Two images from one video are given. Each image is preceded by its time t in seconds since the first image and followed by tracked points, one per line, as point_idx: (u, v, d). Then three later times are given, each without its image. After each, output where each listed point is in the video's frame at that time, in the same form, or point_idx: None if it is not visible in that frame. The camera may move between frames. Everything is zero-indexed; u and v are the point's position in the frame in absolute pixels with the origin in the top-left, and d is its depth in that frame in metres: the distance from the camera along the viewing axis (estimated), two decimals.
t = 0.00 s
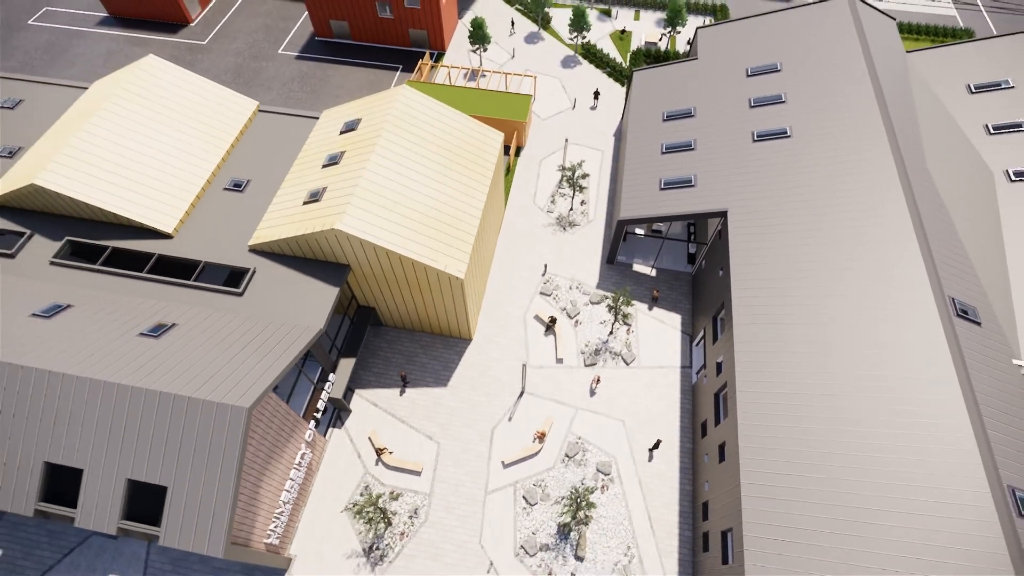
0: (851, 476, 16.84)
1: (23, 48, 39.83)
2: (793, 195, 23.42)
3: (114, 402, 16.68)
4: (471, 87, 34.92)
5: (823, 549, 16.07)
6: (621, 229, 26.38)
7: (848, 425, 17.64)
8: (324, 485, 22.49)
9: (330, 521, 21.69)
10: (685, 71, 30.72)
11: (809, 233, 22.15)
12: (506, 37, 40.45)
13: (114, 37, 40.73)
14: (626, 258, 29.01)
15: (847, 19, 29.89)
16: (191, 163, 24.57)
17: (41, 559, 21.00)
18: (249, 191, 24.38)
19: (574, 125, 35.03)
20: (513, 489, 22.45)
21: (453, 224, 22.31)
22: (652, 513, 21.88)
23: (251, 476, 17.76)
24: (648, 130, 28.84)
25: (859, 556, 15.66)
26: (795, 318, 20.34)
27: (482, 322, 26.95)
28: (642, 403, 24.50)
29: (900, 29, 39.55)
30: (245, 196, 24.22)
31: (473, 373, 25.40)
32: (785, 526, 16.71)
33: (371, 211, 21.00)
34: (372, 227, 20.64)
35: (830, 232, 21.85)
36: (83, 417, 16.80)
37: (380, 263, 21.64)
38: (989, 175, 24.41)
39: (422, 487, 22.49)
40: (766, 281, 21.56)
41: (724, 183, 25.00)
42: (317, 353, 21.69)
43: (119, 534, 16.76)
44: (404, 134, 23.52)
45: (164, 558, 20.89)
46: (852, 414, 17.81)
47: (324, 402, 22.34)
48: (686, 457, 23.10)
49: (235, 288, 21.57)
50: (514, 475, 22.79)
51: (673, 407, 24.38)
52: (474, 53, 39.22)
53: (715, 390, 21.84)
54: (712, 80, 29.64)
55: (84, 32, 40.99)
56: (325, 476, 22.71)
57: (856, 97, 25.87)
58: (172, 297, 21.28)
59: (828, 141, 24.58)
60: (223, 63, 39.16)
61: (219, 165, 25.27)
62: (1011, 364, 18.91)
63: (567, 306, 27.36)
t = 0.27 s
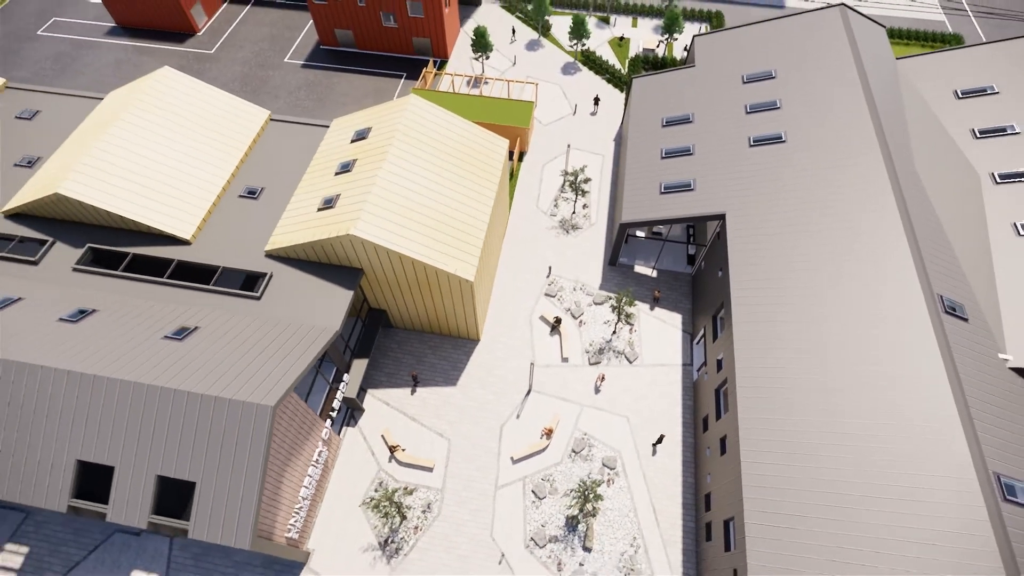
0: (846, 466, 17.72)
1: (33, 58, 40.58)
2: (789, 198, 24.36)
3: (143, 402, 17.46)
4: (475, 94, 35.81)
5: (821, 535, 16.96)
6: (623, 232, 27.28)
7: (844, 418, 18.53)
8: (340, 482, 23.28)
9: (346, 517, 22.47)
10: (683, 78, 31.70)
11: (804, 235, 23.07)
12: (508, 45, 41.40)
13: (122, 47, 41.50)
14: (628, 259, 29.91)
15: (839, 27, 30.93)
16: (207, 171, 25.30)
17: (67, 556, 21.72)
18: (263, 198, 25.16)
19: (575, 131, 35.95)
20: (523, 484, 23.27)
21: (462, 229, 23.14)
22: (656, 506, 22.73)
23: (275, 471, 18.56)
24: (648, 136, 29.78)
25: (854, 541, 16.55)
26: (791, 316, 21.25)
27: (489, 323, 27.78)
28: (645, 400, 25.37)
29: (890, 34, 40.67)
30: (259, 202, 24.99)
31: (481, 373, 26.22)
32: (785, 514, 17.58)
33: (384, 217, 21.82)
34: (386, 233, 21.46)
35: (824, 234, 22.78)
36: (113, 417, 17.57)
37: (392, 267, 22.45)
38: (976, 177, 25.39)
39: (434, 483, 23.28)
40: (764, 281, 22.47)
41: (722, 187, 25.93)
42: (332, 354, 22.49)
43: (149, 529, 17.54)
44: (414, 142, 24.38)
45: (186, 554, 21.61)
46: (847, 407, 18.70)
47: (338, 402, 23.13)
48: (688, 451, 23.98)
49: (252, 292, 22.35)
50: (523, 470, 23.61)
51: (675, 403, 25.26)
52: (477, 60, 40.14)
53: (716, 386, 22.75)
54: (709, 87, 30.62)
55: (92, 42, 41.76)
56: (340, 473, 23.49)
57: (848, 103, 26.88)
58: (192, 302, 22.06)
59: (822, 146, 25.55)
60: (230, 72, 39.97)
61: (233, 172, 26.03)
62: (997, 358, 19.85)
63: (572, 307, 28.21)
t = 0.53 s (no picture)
0: (842, 455, 18.62)
1: (42, 68, 41.29)
2: (784, 200, 25.30)
3: (170, 402, 18.22)
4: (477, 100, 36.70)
5: (819, 520, 17.83)
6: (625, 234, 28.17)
7: (840, 410, 19.44)
8: (354, 478, 24.05)
9: (361, 512, 23.24)
10: (680, 85, 32.69)
11: (799, 235, 24.00)
12: (508, 52, 42.32)
13: (130, 57, 42.26)
14: (629, 260, 30.81)
15: (831, 34, 31.97)
16: (222, 178, 26.05)
17: (91, 552, 22.43)
18: (276, 204, 25.93)
19: (576, 135, 36.87)
20: (531, 478, 24.09)
21: (470, 232, 23.99)
22: (660, 497, 23.58)
23: (297, 466, 19.33)
24: (647, 141, 30.71)
25: (850, 525, 17.44)
26: (788, 314, 22.16)
27: (496, 323, 28.60)
28: (648, 396, 26.24)
29: (881, 39, 41.77)
30: (272, 208, 25.76)
31: (489, 371, 27.04)
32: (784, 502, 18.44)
33: (396, 222, 22.65)
34: (398, 237, 22.30)
35: (818, 234, 23.72)
36: (141, 416, 18.32)
37: (404, 270, 23.29)
38: (964, 179, 26.38)
39: (445, 478, 24.08)
40: (761, 281, 23.39)
41: (720, 190, 26.88)
42: (346, 353, 23.28)
43: (177, 523, 18.31)
44: (422, 149, 25.26)
45: (207, 549, 22.33)
46: (842, 399, 19.61)
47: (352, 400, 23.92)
48: (690, 445, 24.86)
49: (269, 295, 23.12)
50: (531, 465, 24.43)
51: (677, 399, 26.14)
52: (478, 67, 41.04)
53: (717, 382, 23.64)
54: (705, 93, 31.63)
55: (100, 51, 42.50)
56: (355, 470, 24.26)
57: (840, 108, 27.88)
58: (211, 305, 22.84)
59: (815, 149, 26.54)
60: (237, 80, 40.76)
61: (247, 179, 26.80)
62: (984, 351, 20.81)
63: (576, 307, 29.06)
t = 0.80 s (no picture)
0: (839, 444, 19.52)
1: (50, 77, 41.95)
2: (780, 202, 26.24)
3: (195, 401, 18.97)
4: (480, 106, 37.58)
5: (817, 506, 18.70)
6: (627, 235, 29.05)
7: (835, 401, 20.35)
8: (368, 475, 24.79)
9: (376, 507, 23.99)
10: (677, 90, 33.68)
11: (795, 235, 24.93)
12: (508, 58, 43.26)
13: (136, 65, 42.97)
14: (630, 261, 31.70)
15: (822, 40, 33.04)
16: (235, 184, 26.80)
17: (113, 549, 23.08)
18: (289, 209, 26.69)
19: (576, 139, 37.79)
20: (539, 472, 24.90)
21: (478, 235, 24.83)
22: (664, 489, 24.44)
23: (317, 462, 20.10)
24: (647, 145, 31.66)
25: (847, 510, 18.32)
26: (785, 311, 23.05)
27: (502, 323, 29.42)
28: (651, 392, 27.10)
29: (871, 43, 42.92)
30: (285, 213, 26.52)
31: (496, 370, 27.85)
32: (784, 489, 19.33)
33: (407, 226, 23.48)
34: (409, 240, 23.11)
35: (813, 234, 24.66)
36: (167, 415, 19.06)
37: (415, 272, 24.10)
38: (952, 179, 27.38)
39: (456, 474, 24.87)
40: (758, 279, 24.29)
41: (717, 192, 27.81)
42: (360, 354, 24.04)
43: (202, 518, 19.09)
44: (430, 156, 26.12)
45: (227, 544, 23.02)
46: (838, 391, 20.52)
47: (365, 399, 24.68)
48: (692, 438, 25.73)
49: (284, 298, 23.89)
50: (539, 460, 25.24)
51: (679, 395, 27.02)
52: (480, 73, 41.95)
53: (717, 377, 24.50)
54: (702, 98, 32.63)
55: (107, 60, 43.19)
56: (368, 466, 25.01)
57: (832, 112, 28.91)
58: (228, 308, 23.59)
59: (809, 152, 27.53)
60: (243, 87, 41.53)
61: (259, 185, 27.54)
62: (972, 344, 21.77)
63: (579, 307, 29.92)
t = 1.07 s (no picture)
0: (835, 433, 20.41)
1: (58, 86, 42.61)
2: (775, 202, 27.19)
3: (217, 399, 19.70)
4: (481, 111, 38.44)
5: (815, 493, 19.57)
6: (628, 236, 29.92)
7: (831, 392, 21.26)
8: (380, 471, 25.51)
9: (389, 502, 24.73)
10: (674, 95, 34.69)
11: (790, 234, 25.87)
12: (508, 64, 44.19)
13: (142, 74, 43.68)
14: (631, 261, 32.58)
15: (814, 45, 34.10)
16: (248, 189, 27.53)
17: (134, 546, 23.74)
18: (299, 213, 27.50)
19: (576, 143, 38.72)
20: (547, 467, 25.71)
21: (485, 237, 25.65)
22: (668, 481, 25.28)
23: (335, 457, 20.87)
24: (646, 148, 32.57)
25: (844, 496, 19.18)
26: (782, 307, 23.96)
27: (508, 323, 30.22)
28: (653, 388, 27.97)
29: (862, 47, 44.08)
30: (296, 218, 27.30)
31: (503, 368, 28.66)
32: (784, 477, 20.22)
33: (416, 229, 24.27)
34: (419, 243, 23.92)
35: (807, 233, 25.60)
36: (190, 413, 19.78)
37: (424, 274, 24.89)
38: (941, 179, 28.38)
39: (466, 469, 25.64)
40: (756, 277, 25.21)
41: (715, 193, 28.74)
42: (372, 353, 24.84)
43: (225, 512, 19.85)
44: (437, 161, 26.96)
45: (246, 539, 23.72)
46: (834, 383, 21.42)
47: (377, 397, 25.49)
48: (694, 431, 26.62)
49: (298, 299, 24.66)
50: (546, 454, 26.05)
51: (680, 390, 27.89)
52: (481, 79, 42.85)
53: (718, 371, 25.37)
54: (698, 102, 33.62)
55: (114, 69, 43.87)
56: (380, 463, 25.74)
57: (825, 114, 29.91)
58: (244, 310, 24.34)
59: (803, 154, 28.52)
60: (248, 95, 42.29)
61: (270, 190, 28.27)
62: (961, 336, 22.73)
63: (582, 306, 30.77)
